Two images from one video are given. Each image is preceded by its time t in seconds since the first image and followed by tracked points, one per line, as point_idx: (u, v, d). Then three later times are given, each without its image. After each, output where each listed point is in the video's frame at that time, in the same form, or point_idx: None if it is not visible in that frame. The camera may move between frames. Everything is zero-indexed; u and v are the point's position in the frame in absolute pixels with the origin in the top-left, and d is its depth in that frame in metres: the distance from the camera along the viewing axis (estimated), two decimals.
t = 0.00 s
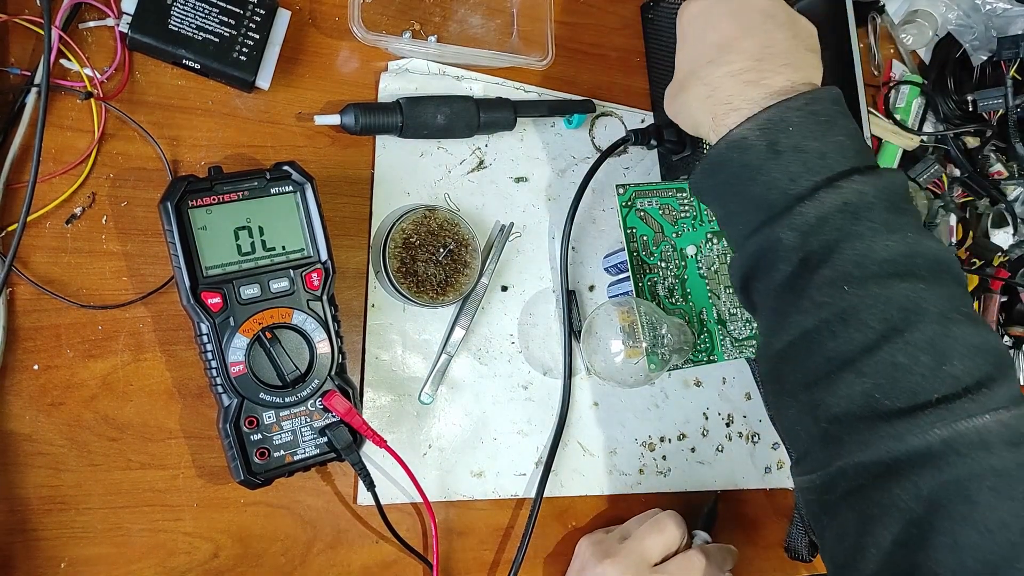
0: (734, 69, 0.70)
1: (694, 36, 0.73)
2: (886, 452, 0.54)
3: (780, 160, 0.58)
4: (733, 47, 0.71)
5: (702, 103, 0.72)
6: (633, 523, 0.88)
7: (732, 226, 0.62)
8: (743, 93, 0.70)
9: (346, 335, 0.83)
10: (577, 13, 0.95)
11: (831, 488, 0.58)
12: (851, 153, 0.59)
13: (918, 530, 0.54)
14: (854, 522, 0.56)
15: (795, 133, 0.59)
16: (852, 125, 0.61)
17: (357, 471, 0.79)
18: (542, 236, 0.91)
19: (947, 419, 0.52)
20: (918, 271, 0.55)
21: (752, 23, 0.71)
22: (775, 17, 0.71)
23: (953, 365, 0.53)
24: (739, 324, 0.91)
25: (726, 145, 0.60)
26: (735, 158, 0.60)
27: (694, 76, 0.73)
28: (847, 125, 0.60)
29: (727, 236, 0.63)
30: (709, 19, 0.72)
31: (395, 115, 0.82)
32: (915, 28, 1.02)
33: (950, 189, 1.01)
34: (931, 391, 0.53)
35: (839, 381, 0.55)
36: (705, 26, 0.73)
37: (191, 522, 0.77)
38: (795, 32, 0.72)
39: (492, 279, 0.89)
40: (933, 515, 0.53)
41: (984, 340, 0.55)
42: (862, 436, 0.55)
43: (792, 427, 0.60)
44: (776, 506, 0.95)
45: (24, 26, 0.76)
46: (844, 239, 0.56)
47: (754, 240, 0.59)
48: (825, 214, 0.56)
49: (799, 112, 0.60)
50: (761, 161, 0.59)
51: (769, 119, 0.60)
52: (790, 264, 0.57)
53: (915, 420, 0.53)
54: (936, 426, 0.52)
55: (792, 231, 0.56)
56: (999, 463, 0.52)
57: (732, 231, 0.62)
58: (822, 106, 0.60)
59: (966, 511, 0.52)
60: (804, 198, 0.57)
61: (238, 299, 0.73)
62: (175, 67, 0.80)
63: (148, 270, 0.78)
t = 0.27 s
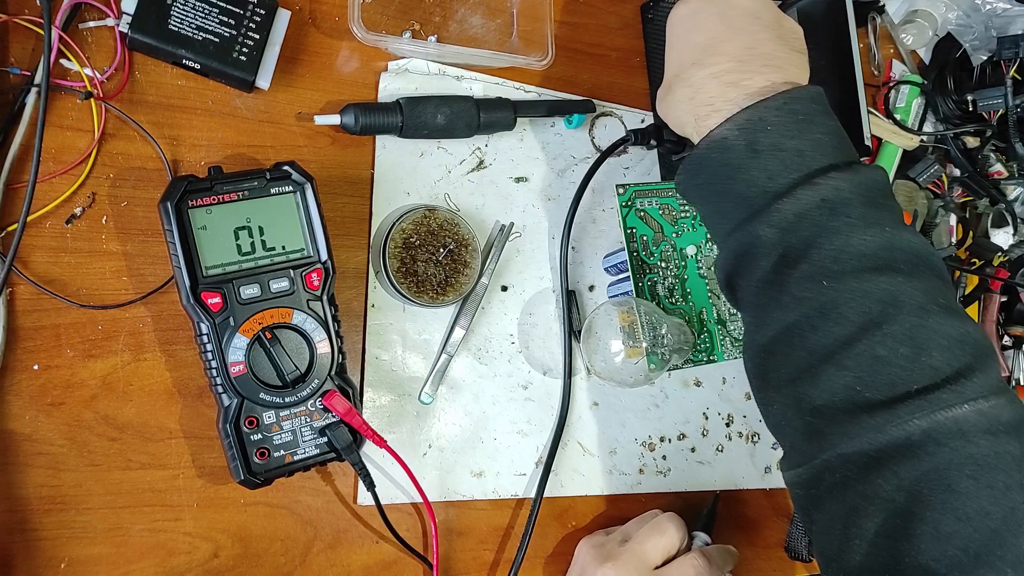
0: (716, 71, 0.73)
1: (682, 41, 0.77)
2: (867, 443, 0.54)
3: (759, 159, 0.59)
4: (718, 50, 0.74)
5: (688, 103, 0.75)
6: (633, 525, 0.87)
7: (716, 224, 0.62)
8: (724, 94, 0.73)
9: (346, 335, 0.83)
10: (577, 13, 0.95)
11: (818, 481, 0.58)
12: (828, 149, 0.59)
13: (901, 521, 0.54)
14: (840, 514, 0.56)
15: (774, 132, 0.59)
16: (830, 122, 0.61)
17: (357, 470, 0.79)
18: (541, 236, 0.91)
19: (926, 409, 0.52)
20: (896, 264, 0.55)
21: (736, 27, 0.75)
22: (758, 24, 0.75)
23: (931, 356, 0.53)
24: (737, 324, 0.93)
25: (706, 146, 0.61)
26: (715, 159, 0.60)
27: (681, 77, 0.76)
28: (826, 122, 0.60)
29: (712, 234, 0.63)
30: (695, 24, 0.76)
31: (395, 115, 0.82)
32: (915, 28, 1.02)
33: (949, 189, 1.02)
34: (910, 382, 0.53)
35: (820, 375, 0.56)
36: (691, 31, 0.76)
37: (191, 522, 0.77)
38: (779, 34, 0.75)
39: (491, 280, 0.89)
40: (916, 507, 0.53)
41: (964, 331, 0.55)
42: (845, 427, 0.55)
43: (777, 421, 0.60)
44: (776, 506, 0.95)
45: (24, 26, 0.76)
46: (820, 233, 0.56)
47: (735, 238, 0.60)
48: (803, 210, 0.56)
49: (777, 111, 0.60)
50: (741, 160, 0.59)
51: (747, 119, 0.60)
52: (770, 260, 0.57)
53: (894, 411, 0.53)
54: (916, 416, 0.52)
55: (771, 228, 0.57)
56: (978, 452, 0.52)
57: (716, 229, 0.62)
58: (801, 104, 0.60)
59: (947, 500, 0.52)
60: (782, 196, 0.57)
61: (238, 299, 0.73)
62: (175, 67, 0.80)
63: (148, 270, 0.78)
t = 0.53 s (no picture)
0: (709, 70, 0.73)
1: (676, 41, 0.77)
2: (858, 438, 0.53)
3: (749, 157, 0.59)
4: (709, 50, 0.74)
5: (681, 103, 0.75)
6: (633, 525, 0.87)
7: (709, 222, 0.62)
8: (716, 93, 0.72)
9: (346, 335, 0.83)
10: (578, 13, 0.95)
11: (812, 477, 0.57)
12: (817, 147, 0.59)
13: (895, 515, 0.53)
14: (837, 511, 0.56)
15: (763, 132, 0.59)
16: (821, 120, 0.61)
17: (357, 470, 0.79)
18: (541, 236, 0.91)
19: (917, 404, 0.52)
20: (885, 259, 0.55)
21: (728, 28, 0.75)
22: (752, 26, 0.75)
23: (922, 350, 0.53)
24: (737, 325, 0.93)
25: (698, 146, 0.62)
26: (707, 158, 0.61)
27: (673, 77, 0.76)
28: (817, 121, 0.60)
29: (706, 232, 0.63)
30: (690, 25, 0.76)
31: (395, 115, 0.82)
32: (915, 28, 1.02)
33: (950, 189, 1.02)
34: (900, 376, 0.53)
35: (812, 370, 0.55)
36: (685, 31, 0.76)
37: (191, 522, 0.77)
38: (772, 34, 0.75)
39: (491, 280, 0.89)
40: (908, 500, 0.52)
41: (955, 325, 0.54)
42: (835, 422, 0.54)
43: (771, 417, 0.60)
44: (776, 506, 0.95)
45: (24, 26, 0.76)
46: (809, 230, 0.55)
47: (727, 235, 0.60)
48: (793, 207, 0.56)
49: (768, 110, 0.60)
50: (731, 159, 0.60)
51: (739, 118, 0.60)
52: (760, 257, 0.57)
53: (884, 405, 0.52)
54: (907, 411, 0.52)
55: (761, 225, 0.57)
56: (970, 446, 0.51)
57: (709, 227, 0.62)
58: (791, 103, 0.60)
59: (938, 494, 0.51)
60: (772, 194, 0.57)
61: (238, 299, 0.73)
62: (175, 67, 0.80)
63: (148, 270, 0.78)
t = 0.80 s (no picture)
0: (712, 65, 0.71)
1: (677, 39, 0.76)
2: (859, 434, 0.53)
3: (752, 151, 0.59)
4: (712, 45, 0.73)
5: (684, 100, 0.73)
6: (634, 526, 0.87)
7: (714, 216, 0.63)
8: (721, 86, 0.70)
9: (346, 335, 0.83)
10: (578, 13, 0.95)
11: (813, 473, 0.57)
12: (820, 139, 0.58)
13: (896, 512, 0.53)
14: (838, 510, 0.56)
15: (767, 124, 0.59)
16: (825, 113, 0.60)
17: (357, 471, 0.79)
18: (542, 236, 0.91)
19: (918, 400, 0.51)
20: (887, 254, 0.54)
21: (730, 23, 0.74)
22: (755, 22, 0.74)
23: (924, 346, 0.52)
24: (737, 324, 0.93)
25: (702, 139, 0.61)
26: (709, 151, 0.61)
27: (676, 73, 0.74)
28: (820, 115, 0.59)
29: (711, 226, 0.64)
30: (691, 23, 0.75)
31: (396, 115, 0.82)
32: (915, 28, 1.02)
33: (950, 189, 1.02)
34: (902, 372, 0.52)
35: (813, 366, 0.55)
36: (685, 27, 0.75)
37: (191, 522, 0.76)
38: (774, 31, 0.74)
39: (492, 279, 0.89)
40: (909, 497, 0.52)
41: (958, 321, 0.53)
42: (836, 419, 0.55)
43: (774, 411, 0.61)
44: (776, 506, 0.95)
45: (24, 26, 0.76)
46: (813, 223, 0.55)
47: (731, 229, 0.60)
48: (794, 201, 0.56)
49: (771, 103, 0.59)
50: (733, 153, 0.59)
51: (742, 110, 0.59)
52: (762, 251, 0.58)
53: (885, 401, 0.52)
54: (908, 407, 0.51)
55: (763, 219, 0.57)
56: (972, 442, 0.50)
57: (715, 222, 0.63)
58: (794, 96, 0.59)
59: (940, 490, 0.50)
60: (775, 187, 0.57)
61: (238, 299, 0.73)
62: (175, 67, 0.80)
63: (148, 270, 0.78)
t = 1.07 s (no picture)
0: (743, 44, 0.67)
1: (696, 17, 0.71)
2: (861, 430, 0.53)
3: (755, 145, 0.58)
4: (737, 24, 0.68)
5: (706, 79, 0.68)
6: (634, 526, 0.87)
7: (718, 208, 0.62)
8: (752, 66, 0.66)
9: (346, 335, 0.83)
10: (578, 13, 0.95)
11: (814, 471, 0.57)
12: (825, 133, 0.57)
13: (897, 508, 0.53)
14: (838, 511, 0.56)
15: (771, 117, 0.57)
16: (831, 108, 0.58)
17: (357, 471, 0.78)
18: (542, 236, 0.91)
19: (922, 396, 0.51)
20: (891, 250, 0.54)
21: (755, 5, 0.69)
22: (778, 6, 0.70)
23: (927, 342, 0.52)
24: (739, 325, 0.91)
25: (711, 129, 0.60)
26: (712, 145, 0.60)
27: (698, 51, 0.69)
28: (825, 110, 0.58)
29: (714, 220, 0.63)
30: None
31: (396, 115, 0.82)
32: (915, 28, 1.02)
33: (951, 188, 1.00)
34: (904, 367, 0.52)
35: (815, 361, 0.55)
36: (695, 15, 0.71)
37: (191, 523, 0.76)
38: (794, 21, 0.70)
39: (492, 279, 0.89)
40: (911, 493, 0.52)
41: (960, 317, 0.53)
42: (840, 414, 0.54)
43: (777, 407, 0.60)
44: (777, 506, 0.95)
45: (23, 26, 0.76)
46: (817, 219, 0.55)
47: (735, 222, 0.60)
48: (798, 197, 0.55)
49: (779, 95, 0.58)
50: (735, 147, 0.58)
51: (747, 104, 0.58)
52: (764, 248, 0.57)
53: (887, 397, 0.52)
54: (909, 404, 0.51)
55: (767, 214, 0.56)
56: (974, 438, 0.50)
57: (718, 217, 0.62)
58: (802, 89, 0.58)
59: (941, 486, 0.50)
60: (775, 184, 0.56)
61: (238, 299, 0.73)
62: (175, 66, 0.80)
63: (148, 270, 0.78)
